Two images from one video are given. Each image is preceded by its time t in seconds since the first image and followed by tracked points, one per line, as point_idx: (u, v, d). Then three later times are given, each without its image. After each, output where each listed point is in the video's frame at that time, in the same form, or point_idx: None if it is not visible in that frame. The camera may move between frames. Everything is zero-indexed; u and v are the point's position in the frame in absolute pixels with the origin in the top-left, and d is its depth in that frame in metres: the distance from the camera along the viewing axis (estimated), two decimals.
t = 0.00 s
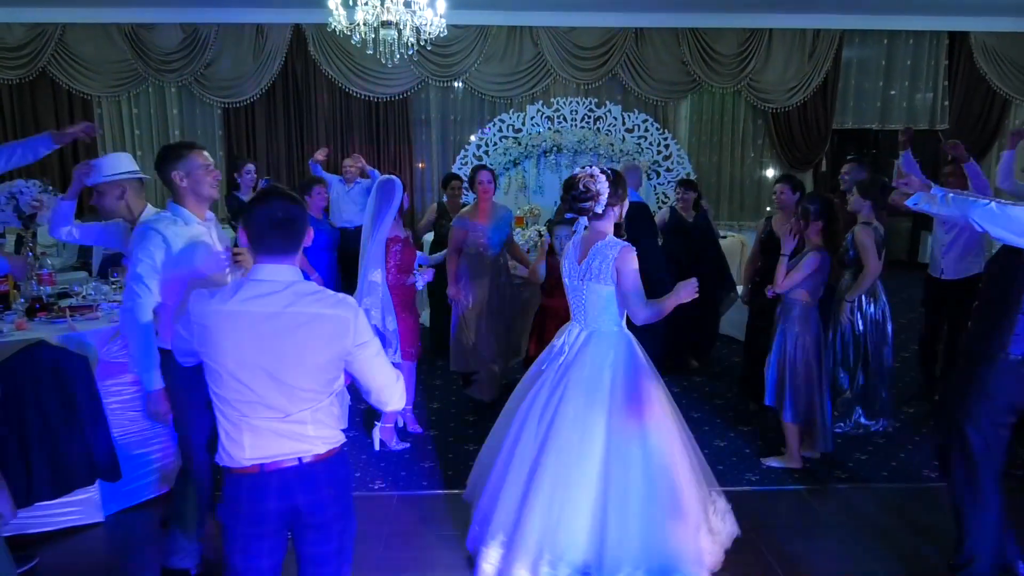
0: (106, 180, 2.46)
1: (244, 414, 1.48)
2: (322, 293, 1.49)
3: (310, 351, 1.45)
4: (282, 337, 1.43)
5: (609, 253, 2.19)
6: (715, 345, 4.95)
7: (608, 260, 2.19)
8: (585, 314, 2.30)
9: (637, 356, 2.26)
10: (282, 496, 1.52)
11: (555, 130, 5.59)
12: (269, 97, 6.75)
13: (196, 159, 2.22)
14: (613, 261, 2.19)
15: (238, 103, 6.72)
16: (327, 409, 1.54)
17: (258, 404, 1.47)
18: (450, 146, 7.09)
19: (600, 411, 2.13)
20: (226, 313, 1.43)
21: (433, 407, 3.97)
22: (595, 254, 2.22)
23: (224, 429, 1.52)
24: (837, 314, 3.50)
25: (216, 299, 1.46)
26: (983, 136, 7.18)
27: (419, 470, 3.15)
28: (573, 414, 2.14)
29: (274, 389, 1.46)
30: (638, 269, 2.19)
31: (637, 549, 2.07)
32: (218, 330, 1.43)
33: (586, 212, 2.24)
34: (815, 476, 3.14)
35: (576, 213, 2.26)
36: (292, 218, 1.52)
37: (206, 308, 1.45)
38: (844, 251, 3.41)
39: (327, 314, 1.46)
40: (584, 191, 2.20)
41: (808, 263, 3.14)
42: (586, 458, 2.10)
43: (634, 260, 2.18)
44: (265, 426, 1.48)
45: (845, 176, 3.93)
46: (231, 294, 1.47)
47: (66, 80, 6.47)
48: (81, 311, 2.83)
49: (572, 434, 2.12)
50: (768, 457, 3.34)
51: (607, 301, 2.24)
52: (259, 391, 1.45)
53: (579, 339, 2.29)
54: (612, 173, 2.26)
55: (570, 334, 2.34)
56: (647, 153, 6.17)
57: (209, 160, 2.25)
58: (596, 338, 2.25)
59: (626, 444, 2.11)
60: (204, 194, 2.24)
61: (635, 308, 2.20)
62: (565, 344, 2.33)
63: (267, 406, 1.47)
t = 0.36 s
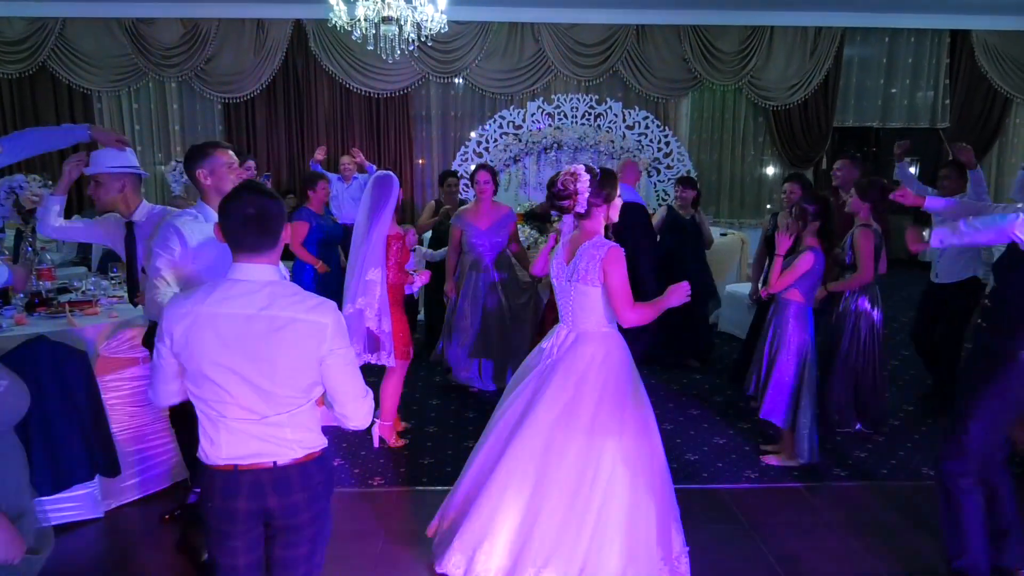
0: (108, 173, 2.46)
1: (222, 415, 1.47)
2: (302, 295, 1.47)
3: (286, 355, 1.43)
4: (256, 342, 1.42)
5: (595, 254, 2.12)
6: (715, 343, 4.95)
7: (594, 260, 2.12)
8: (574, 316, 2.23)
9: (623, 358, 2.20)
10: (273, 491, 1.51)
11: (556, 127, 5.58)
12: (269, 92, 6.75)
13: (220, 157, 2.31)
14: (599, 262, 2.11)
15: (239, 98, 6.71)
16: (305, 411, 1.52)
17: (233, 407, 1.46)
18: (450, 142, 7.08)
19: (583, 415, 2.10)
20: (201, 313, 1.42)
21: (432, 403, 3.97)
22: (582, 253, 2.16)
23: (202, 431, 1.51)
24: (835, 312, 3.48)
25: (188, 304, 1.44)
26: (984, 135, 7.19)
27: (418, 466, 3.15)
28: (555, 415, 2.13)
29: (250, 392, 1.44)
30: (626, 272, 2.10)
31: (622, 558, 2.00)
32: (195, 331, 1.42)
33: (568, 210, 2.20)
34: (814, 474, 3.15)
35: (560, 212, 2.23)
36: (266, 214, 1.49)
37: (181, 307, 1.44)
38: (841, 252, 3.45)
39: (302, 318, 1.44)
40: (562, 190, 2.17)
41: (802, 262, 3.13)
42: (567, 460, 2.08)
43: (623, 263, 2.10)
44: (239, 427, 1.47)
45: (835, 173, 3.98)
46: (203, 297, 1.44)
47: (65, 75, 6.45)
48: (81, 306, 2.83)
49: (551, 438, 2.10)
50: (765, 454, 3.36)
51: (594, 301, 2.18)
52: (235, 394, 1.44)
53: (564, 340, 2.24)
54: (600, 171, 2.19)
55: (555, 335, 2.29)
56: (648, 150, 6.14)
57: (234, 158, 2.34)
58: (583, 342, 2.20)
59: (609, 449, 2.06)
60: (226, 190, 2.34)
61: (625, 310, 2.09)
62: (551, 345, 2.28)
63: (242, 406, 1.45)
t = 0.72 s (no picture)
0: (114, 163, 2.45)
1: (211, 403, 1.46)
2: (283, 281, 1.47)
3: (275, 342, 1.42)
4: (241, 331, 1.40)
5: (572, 246, 2.11)
6: (712, 336, 4.95)
7: (570, 253, 2.11)
8: (545, 309, 2.19)
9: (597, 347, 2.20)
10: (268, 482, 1.51)
11: (554, 120, 5.56)
12: (267, 85, 6.73)
13: (229, 144, 2.40)
14: (576, 253, 2.10)
15: (236, 90, 6.68)
16: (295, 396, 1.52)
17: (224, 395, 1.45)
18: (448, 135, 7.06)
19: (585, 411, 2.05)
20: (184, 306, 1.39)
21: (430, 398, 3.97)
22: (557, 246, 2.13)
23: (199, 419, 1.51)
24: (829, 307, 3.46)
25: (169, 298, 1.40)
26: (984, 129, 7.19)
27: (416, 460, 3.14)
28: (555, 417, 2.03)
29: (239, 381, 1.43)
30: (602, 264, 2.11)
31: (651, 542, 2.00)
32: (180, 329, 1.39)
33: (539, 203, 2.21)
34: (811, 467, 3.14)
35: (530, 205, 2.24)
36: (236, 204, 1.46)
37: (161, 300, 1.41)
38: (838, 240, 3.47)
39: (286, 304, 1.43)
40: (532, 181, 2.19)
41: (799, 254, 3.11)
42: (583, 461, 2.00)
43: (599, 255, 2.10)
44: (231, 414, 1.47)
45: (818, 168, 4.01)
46: (180, 292, 1.41)
47: (62, 68, 6.42)
48: (76, 299, 2.82)
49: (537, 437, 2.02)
50: (761, 447, 3.35)
51: (569, 293, 2.17)
52: (224, 383, 1.43)
53: (539, 334, 2.19)
54: (570, 162, 2.18)
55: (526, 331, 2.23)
56: (646, 143, 6.10)
57: (244, 147, 2.43)
58: (561, 334, 2.17)
59: (615, 439, 2.04)
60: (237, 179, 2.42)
61: (600, 309, 2.09)
62: (522, 341, 2.21)
63: (231, 395, 1.45)
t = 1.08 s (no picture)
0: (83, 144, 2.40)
1: (183, 390, 1.55)
2: (253, 275, 1.51)
3: (240, 335, 1.47)
4: (209, 325, 1.46)
5: (548, 234, 2.13)
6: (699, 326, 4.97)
7: (545, 241, 2.12)
8: (518, 296, 2.22)
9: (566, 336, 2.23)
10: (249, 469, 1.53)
11: (541, 111, 5.56)
12: (251, 76, 6.68)
13: (225, 141, 2.44)
14: (550, 243, 2.12)
15: (221, 80, 6.61)
16: (265, 393, 1.55)
17: (196, 384, 1.53)
18: (435, 126, 7.04)
19: (567, 397, 2.10)
20: (160, 295, 1.49)
21: (417, 389, 3.96)
22: (533, 233, 2.15)
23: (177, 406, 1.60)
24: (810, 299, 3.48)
25: (148, 288, 1.50)
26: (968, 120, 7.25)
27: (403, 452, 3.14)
28: (542, 401, 2.06)
29: (208, 371, 1.50)
30: (573, 258, 2.12)
31: (631, 522, 2.07)
32: (162, 315, 1.48)
33: (511, 195, 2.23)
34: (795, 456, 3.17)
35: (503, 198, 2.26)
36: (217, 194, 1.52)
37: (144, 289, 1.50)
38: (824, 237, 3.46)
39: (251, 301, 1.47)
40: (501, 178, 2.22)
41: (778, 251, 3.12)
42: (567, 448, 2.03)
43: (572, 247, 2.12)
44: (202, 403, 1.54)
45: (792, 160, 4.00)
46: (158, 282, 1.50)
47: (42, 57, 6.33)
48: (58, 292, 2.79)
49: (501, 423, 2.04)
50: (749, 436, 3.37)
51: (540, 282, 2.19)
52: (194, 373, 1.51)
53: (509, 320, 2.21)
54: (539, 151, 2.17)
55: (497, 317, 2.25)
56: (634, 134, 6.09)
57: (238, 144, 2.48)
58: (530, 322, 2.19)
59: (595, 424, 2.13)
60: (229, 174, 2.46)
61: (565, 299, 2.09)
62: (493, 328, 2.23)
63: (201, 384, 1.52)
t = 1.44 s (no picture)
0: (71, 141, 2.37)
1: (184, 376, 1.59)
2: (253, 266, 1.54)
3: (243, 323, 1.51)
4: (209, 312, 1.49)
5: (540, 230, 2.10)
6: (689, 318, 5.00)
7: (538, 238, 2.10)
8: (527, 289, 2.21)
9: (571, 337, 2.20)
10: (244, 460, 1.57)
11: (531, 105, 5.57)
12: (239, 70, 6.66)
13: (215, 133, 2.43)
14: (541, 237, 2.09)
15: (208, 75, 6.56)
16: (264, 383, 1.60)
17: (198, 372, 1.57)
18: (424, 119, 7.06)
19: (553, 398, 2.09)
20: (165, 281, 1.52)
21: (407, 384, 3.96)
22: (527, 229, 2.15)
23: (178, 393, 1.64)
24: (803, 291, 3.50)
25: (158, 273, 1.54)
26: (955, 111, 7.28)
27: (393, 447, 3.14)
28: (520, 397, 2.07)
29: (209, 359, 1.54)
30: (566, 251, 2.07)
31: (588, 532, 2.09)
32: (167, 300, 1.51)
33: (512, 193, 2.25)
34: (783, 447, 3.19)
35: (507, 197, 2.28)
36: (220, 185, 1.54)
37: (155, 276, 1.55)
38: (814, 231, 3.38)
39: (250, 291, 1.50)
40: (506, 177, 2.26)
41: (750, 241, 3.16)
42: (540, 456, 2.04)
43: (564, 240, 2.07)
44: (201, 391, 1.58)
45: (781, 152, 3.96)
46: (167, 268, 1.54)
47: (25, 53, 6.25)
48: (43, 290, 2.77)
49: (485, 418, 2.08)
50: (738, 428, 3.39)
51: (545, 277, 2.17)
52: (195, 361, 1.55)
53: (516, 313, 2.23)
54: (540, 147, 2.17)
55: (509, 309, 2.26)
56: (623, 127, 6.08)
57: (227, 135, 2.47)
58: (533, 319, 2.18)
59: (577, 428, 2.12)
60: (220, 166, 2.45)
61: (563, 292, 2.05)
62: (501, 320, 2.26)
63: (202, 373, 1.56)
